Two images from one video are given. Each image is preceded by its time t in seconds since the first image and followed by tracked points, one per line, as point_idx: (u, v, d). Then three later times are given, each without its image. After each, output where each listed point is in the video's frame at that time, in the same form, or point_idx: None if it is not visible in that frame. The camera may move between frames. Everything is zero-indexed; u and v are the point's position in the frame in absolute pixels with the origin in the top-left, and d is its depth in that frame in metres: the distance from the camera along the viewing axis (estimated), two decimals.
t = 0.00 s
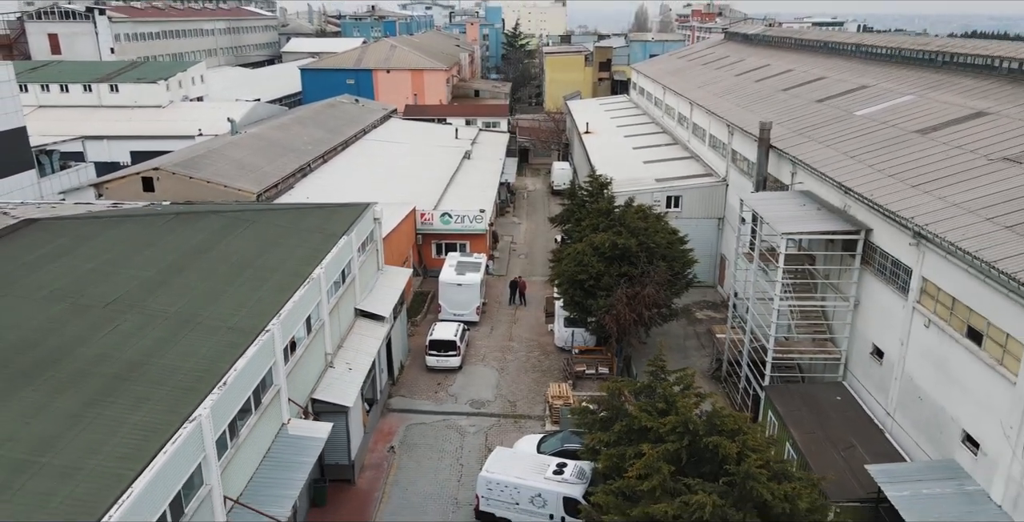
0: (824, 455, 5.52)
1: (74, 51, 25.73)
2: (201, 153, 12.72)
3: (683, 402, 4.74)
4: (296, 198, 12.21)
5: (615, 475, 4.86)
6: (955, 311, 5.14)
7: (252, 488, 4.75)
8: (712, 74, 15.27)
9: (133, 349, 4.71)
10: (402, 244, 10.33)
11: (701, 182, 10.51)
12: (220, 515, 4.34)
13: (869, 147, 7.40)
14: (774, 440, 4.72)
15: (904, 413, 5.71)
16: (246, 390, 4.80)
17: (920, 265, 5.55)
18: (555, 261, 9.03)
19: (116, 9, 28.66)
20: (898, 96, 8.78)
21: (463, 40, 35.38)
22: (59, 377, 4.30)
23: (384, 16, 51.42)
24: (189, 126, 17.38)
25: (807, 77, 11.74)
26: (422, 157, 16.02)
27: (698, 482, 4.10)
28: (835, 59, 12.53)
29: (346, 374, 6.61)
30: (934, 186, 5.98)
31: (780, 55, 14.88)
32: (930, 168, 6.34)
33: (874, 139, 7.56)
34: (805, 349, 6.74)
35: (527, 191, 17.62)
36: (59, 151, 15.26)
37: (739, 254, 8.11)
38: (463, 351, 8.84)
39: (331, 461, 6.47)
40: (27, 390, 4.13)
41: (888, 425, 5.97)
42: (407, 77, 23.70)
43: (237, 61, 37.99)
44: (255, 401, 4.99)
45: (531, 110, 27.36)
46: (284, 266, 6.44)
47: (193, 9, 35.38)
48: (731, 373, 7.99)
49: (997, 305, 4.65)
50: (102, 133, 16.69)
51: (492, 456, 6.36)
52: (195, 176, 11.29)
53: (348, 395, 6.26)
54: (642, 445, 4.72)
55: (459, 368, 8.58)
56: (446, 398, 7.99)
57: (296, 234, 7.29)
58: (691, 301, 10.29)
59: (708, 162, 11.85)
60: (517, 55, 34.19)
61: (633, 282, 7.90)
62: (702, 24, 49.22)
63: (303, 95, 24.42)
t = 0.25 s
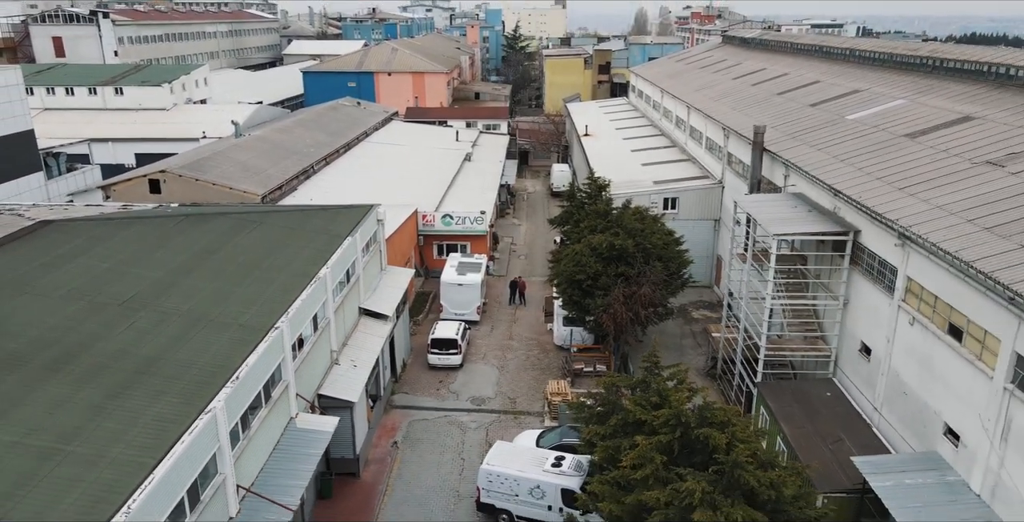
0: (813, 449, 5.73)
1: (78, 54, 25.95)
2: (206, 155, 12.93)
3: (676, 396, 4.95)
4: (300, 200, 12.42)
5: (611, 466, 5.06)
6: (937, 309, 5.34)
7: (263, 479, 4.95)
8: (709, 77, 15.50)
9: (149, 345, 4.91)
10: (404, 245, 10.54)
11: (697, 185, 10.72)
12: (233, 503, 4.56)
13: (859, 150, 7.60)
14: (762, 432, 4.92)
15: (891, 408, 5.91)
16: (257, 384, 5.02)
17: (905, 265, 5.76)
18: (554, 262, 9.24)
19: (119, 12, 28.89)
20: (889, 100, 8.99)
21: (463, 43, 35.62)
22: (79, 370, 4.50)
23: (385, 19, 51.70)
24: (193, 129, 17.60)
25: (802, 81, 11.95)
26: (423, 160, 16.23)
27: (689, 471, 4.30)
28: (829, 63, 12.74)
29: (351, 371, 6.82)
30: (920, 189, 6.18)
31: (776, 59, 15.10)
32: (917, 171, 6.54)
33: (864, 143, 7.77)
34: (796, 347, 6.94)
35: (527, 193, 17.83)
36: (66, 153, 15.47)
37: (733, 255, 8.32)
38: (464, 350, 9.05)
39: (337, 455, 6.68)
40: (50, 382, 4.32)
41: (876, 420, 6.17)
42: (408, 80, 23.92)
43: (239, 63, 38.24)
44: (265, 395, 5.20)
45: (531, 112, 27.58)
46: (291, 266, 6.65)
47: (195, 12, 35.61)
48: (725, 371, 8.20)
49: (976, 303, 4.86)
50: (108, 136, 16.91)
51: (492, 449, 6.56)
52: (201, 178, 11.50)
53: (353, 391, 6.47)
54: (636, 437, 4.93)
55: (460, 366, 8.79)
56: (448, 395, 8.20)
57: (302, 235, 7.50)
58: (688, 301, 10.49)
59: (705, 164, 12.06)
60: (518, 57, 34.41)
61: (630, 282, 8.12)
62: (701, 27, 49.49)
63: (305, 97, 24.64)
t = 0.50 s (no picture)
0: (804, 443, 5.91)
1: (81, 57, 26.13)
2: (210, 157, 13.11)
3: (670, 391, 5.12)
4: (303, 202, 12.59)
5: (607, 459, 5.24)
6: (923, 308, 5.52)
7: (272, 471, 5.14)
8: (707, 80, 15.69)
9: (162, 342, 5.10)
10: (406, 245, 10.73)
11: (694, 186, 10.90)
12: (244, 493, 4.74)
13: (851, 154, 7.79)
14: (754, 426, 5.10)
15: (880, 403, 6.09)
16: (266, 379, 5.20)
17: (892, 265, 5.94)
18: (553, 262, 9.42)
19: (121, 15, 29.08)
20: (881, 104, 9.18)
21: (463, 45, 35.85)
22: (96, 365, 4.67)
23: (385, 21, 51.94)
24: (197, 131, 17.79)
25: (797, 85, 12.15)
26: (424, 162, 16.41)
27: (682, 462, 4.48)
28: (824, 67, 12.94)
29: (354, 368, 7.00)
30: (908, 191, 6.36)
31: (772, 63, 15.29)
32: (906, 174, 6.72)
33: (856, 146, 7.95)
34: (789, 344, 7.14)
35: (527, 194, 18.02)
36: (71, 155, 15.66)
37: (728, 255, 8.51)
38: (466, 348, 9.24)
39: (342, 450, 6.87)
40: (69, 376, 4.50)
41: (865, 416, 6.35)
42: (409, 82, 24.11)
43: (241, 65, 38.45)
44: (274, 390, 5.39)
45: (531, 114, 27.79)
46: (296, 265, 6.83)
47: (197, 15, 35.81)
48: (721, 369, 8.38)
49: (959, 301, 5.04)
50: (112, 138, 17.09)
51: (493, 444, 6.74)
52: (206, 180, 11.68)
53: (358, 387, 6.66)
54: (631, 431, 5.10)
55: (461, 364, 8.97)
56: (449, 393, 8.38)
57: (307, 236, 7.68)
58: (685, 301, 10.68)
59: (702, 166, 12.25)
60: (517, 59, 34.62)
61: (627, 281, 8.31)
62: (700, 29, 49.78)
63: (307, 100, 24.83)
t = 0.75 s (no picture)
0: (794, 437, 6.11)
1: (85, 60, 26.36)
2: (215, 160, 13.32)
3: (664, 386, 5.33)
4: (306, 204, 12.80)
5: (604, 452, 5.45)
6: (908, 306, 5.73)
7: (281, 463, 5.35)
8: (704, 84, 15.91)
9: (176, 338, 5.31)
10: (408, 246, 10.94)
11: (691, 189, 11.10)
12: (254, 484, 4.95)
13: (842, 157, 8.00)
14: (744, 419, 5.30)
15: (868, 399, 6.30)
16: (275, 375, 5.41)
17: (879, 264, 6.15)
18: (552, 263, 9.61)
19: (124, 18, 29.29)
20: (873, 108, 9.40)
21: (464, 48, 36.08)
22: (114, 361, 4.88)
23: (386, 23, 52.20)
24: (200, 134, 18.01)
25: (792, 89, 12.36)
26: (426, 164, 16.63)
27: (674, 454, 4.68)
28: (819, 71, 13.16)
29: (359, 366, 7.21)
30: (895, 194, 6.57)
31: (769, 67, 15.51)
32: (893, 177, 6.93)
33: (847, 150, 8.17)
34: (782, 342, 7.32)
35: (526, 196, 18.23)
36: (77, 158, 15.87)
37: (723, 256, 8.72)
38: (467, 347, 9.45)
39: (347, 445, 7.07)
40: (89, 371, 4.71)
41: (854, 411, 6.56)
42: (410, 85, 24.31)
43: (242, 68, 38.69)
44: (282, 385, 5.60)
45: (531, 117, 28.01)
46: (303, 266, 7.04)
47: (199, 18, 36.03)
48: (716, 367, 8.58)
49: (940, 299, 5.25)
50: (117, 141, 17.30)
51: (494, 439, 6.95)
52: (211, 183, 11.89)
53: (362, 384, 6.86)
54: (627, 424, 5.31)
55: (462, 363, 9.17)
56: (451, 390, 8.59)
57: (312, 237, 7.89)
58: (682, 301, 10.89)
59: (699, 169, 12.46)
60: (517, 62, 34.85)
61: (624, 281, 8.52)
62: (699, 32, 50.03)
63: (309, 102, 25.05)
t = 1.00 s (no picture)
0: (786, 433, 6.29)
1: (88, 63, 26.55)
2: (219, 162, 13.51)
3: (659, 381, 5.51)
4: (309, 205, 12.99)
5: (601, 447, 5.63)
6: (895, 305, 5.91)
7: (289, 456, 5.53)
8: (702, 87, 16.11)
9: (188, 336, 5.49)
10: (409, 247, 11.11)
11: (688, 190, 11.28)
12: (263, 476, 5.13)
13: (834, 160, 8.20)
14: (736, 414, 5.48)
15: (857, 396, 6.48)
16: (283, 372, 5.60)
17: (868, 264, 6.34)
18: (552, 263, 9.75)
19: (127, 21, 29.52)
20: (865, 112, 9.60)
21: (464, 50, 36.28)
22: (128, 357, 5.07)
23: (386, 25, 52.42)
24: (204, 136, 18.20)
25: (788, 92, 12.56)
26: (427, 166, 16.82)
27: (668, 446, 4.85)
28: (814, 75, 13.36)
29: (362, 364, 7.39)
30: (884, 196, 6.76)
31: (765, 70, 15.70)
32: (883, 180, 7.13)
33: (840, 153, 8.36)
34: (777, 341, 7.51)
35: (526, 198, 18.41)
36: (82, 160, 16.06)
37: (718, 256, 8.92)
38: (467, 346, 9.63)
39: (351, 441, 7.26)
40: (104, 367, 4.89)
41: (844, 407, 6.74)
42: (411, 87, 24.47)
43: (243, 70, 38.89)
44: (290, 382, 5.78)
45: (531, 119, 28.20)
46: (309, 266, 7.23)
47: (201, 20, 36.27)
48: (712, 365, 8.76)
49: (926, 298, 5.43)
50: (121, 143, 17.49)
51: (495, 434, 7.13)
52: (215, 185, 12.08)
53: (366, 381, 7.05)
54: (622, 419, 5.49)
55: (463, 362, 9.34)
56: (452, 388, 8.77)
57: (317, 238, 8.08)
58: (679, 301, 11.08)
59: (696, 171, 12.65)
60: (518, 64, 35.06)
61: (622, 282, 8.75)
62: (699, 34, 50.28)
63: (310, 104, 25.26)
